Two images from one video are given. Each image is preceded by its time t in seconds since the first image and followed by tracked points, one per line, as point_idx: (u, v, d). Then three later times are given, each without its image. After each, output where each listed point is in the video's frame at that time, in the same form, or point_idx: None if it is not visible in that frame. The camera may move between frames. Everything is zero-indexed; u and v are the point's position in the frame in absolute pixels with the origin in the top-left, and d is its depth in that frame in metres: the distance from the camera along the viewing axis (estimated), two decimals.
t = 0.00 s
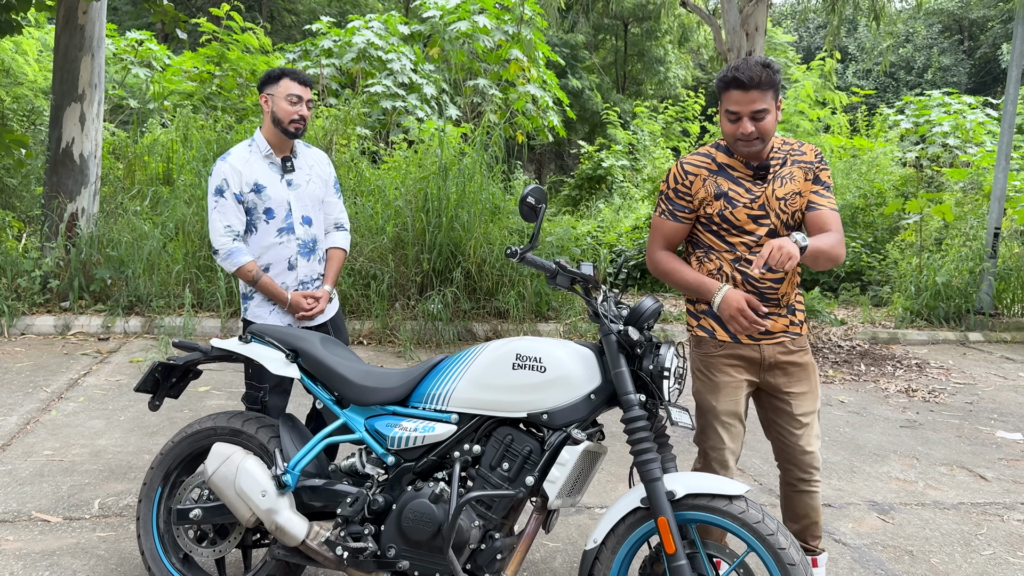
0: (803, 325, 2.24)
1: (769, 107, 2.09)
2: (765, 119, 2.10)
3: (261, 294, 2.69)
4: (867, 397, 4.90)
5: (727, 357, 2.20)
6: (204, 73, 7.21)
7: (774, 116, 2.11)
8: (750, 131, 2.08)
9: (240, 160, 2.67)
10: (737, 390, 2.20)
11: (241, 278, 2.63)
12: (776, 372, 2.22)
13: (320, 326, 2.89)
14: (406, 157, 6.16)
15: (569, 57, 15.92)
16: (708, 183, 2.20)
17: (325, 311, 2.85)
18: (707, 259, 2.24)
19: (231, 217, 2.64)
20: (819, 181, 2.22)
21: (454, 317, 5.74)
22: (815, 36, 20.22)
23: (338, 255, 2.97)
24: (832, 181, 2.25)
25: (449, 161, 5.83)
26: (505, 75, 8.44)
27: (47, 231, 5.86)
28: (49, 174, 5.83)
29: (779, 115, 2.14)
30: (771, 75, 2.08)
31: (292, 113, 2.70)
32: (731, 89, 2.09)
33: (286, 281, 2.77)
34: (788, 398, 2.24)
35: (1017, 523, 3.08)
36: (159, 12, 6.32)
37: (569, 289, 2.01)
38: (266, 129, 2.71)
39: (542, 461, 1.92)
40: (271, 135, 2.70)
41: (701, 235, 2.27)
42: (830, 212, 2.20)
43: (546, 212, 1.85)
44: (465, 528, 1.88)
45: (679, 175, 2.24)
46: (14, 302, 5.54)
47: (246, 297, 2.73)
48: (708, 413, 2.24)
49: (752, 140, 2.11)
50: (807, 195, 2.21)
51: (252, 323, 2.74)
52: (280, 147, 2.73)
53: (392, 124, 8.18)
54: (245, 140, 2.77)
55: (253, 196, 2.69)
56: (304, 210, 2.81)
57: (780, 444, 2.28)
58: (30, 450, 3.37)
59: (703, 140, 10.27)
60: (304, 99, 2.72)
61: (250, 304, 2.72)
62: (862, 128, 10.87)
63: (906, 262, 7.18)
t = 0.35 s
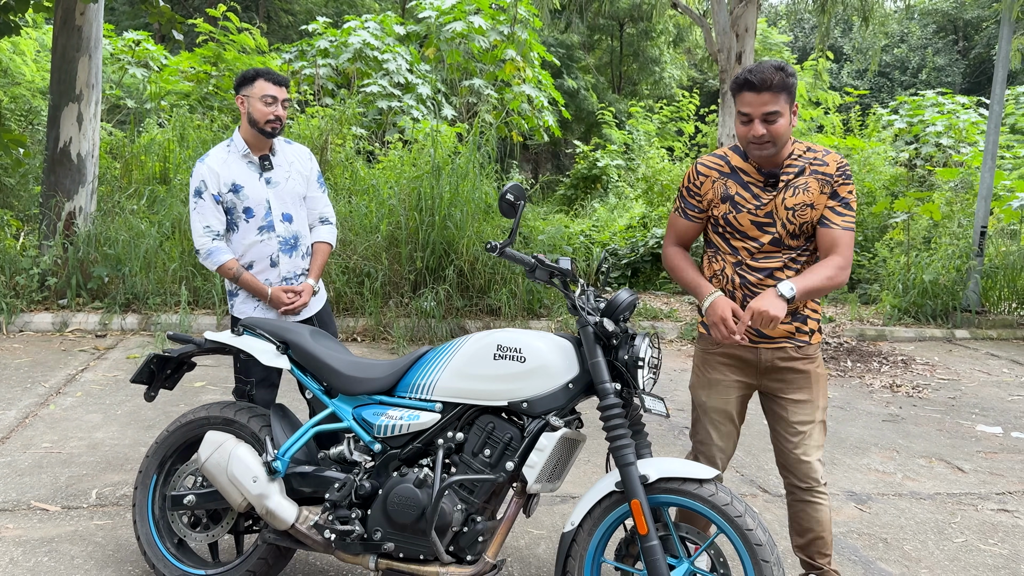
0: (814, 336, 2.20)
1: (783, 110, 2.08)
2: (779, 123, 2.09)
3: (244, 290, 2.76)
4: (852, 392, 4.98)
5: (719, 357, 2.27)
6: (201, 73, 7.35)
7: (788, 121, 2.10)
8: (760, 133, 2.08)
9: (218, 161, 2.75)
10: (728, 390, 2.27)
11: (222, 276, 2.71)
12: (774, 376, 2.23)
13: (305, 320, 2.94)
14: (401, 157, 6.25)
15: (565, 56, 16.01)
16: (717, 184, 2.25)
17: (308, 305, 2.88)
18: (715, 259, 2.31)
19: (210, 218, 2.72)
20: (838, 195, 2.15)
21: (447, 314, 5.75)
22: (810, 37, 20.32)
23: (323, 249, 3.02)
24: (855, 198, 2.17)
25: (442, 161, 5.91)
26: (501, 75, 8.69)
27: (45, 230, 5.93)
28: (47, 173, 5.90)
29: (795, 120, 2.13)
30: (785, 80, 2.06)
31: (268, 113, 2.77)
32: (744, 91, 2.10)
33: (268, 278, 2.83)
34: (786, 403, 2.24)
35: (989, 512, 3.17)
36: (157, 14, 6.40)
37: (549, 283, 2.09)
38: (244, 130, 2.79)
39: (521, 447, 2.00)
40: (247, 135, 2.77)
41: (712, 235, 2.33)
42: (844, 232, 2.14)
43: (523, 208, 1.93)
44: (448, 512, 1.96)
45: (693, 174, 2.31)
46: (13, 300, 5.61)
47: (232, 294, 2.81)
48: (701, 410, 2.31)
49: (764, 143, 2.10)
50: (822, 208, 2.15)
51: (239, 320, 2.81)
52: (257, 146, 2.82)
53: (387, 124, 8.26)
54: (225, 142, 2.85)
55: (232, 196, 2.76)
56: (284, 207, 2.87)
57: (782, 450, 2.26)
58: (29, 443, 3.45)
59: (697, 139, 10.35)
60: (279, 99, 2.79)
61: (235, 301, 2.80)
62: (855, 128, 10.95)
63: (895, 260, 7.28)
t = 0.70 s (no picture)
0: (837, 336, 2.23)
1: (840, 98, 2.11)
2: (835, 110, 2.13)
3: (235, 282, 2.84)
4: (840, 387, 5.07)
5: (736, 347, 2.35)
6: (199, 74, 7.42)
7: (843, 110, 2.13)
8: (813, 116, 2.12)
9: (210, 158, 2.84)
10: (740, 381, 2.34)
11: (212, 269, 2.80)
12: (788, 370, 2.27)
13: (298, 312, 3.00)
14: (397, 156, 6.34)
15: (562, 56, 16.10)
16: (761, 171, 2.29)
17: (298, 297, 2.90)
18: (749, 247, 2.34)
19: (201, 214, 2.82)
20: (882, 198, 2.14)
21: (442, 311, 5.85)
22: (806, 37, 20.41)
23: (316, 243, 3.07)
24: (901, 204, 2.15)
25: (436, 160, 6.00)
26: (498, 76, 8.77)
27: (45, 227, 6.00)
28: (47, 172, 5.98)
29: (850, 113, 2.16)
30: (845, 69, 2.10)
31: (259, 112, 2.84)
32: (804, 74, 2.15)
33: (260, 271, 2.91)
34: (799, 398, 2.27)
35: (966, 502, 3.26)
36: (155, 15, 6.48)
37: (533, 276, 2.19)
38: (236, 129, 2.87)
39: (505, 433, 2.08)
40: (240, 132, 2.85)
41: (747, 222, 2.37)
42: (887, 234, 2.09)
43: (504, 205, 2.02)
44: (434, 495, 2.05)
45: (741, 159, 2.36)
46: (13, 297, 5.69)
47: (227, 287, 2.91)
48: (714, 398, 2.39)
49: (816, 129, 2.13)
50: (864, 209, 2.15)
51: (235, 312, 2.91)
52: (250, 143, 2.89)
53: (384, 124, 8.35)
54: (220, 140, 2.95)
55: (223, 192, 2.85)
56: (275, 202, 2.93)
57: (791, 445, 2.30)
58: (31, 435, 3.54)
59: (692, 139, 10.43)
60: (270, 98, 2.86)
61: (230, 294, 2.90)
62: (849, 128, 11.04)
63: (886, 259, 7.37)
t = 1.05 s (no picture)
0: (836, 335, 2.22)
1: (838, 103, 2.10)
2: (833, 115, 2.11)
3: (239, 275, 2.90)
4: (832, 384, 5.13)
5: (741, 342, 2.34)
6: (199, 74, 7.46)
7: (842, 115, 2.11)
8: (806, 120, 2.13)
9: (225, 156, 2.93)
10: (746, 375, 2.33)
11: (218, 261, 2.87)
12: (789, 366, 2.27)
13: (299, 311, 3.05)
14: (395, 155, 6.40)
15: (561, 56, 16.18)
16: (769, 168, 2.28)
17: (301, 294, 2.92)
18: (753, 243, 2.34)
19: (211, 208, 2.91)
20: (887, 201, 2.14)
21: (439, 309, 5.99)
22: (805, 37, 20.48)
23: (324, 243, 3.09)
24: (905, 208, 2.15)
25: (434, 160, 6.07)
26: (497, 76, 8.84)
27: (47, 226, 6.07)
28: (49, 171, 6.06)
29: (851, 117, 2.14)
30: (843, 75, 2.08)
31: (273, 115, 2.91)
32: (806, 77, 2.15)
33: (264, 267, 2.98)
34: (795, 395, 2.28)
35: (950, 494, 3.32)
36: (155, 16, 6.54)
37: (522, 272, 2.26)
38: (252, 129, 2.95)
39: (495, 424, 2.15)
40: (254, 133, 2.93)
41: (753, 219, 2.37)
42: (890, 237, 2.11)
43: (492, 204, 2.09)
44: (426, 483, 2.12)
45: (751, 155, 2.35)
46: (16, 295, 5.76)
47: (234, 282, 2.97)
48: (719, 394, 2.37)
49: (811, 132, 2.14)
50: (868, 211, 2.15)
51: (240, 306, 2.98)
52: (264, 143, 2.96)
53: (383, 124, 8.43)
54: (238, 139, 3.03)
55: (234, 188, 2.93)
56: (284, 202, 3.00)
57: (785, 441, 2.31)
58: (34, 429, 3.61)
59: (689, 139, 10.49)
60: (285, 102, 2.93)
61: (236, 287, 2.97)
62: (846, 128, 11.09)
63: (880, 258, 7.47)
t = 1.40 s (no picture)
0: (831, 334, 2.25)
1: (832, 96, 2.18)
2: (827, 109, 2.19)
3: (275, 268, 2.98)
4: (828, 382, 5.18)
5: (743, 345, 2.33)
6: (201, 74, 7.51)
7: (835, 108, 2.19)
8: (809, 115, 2.18)
9: (262, 154, 3.01)
10: (750, 380, 2.31)
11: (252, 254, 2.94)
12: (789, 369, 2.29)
13: (319, 311, 3.11)
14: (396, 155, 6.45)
15: (561, 57, 16.26)
16: (756, 171, 2.34)
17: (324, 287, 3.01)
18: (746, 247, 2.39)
19: (246, 204, 2.97)
20: (873, 194, 2.18)
21: (440, 308, 6.07)
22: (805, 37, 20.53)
23: (347, 244, 3.13)
24: (891, 200, 2.19)
25: (434, 160, 6.12)
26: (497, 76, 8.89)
27: (51, 226, 6.13)
28: (54, 172, 6.12)
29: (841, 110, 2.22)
30: (833, 69, 2.16)
31: (310, 117, 2.99)
32: (794, 78, 2.21)
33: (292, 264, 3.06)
34: (792, 396, 2.32)
35: (942, 490, 3.38)
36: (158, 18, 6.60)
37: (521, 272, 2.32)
38: (289, 130, 3.03)
39: (493, 419, 2.21)
40: (293, 133, 3.01)
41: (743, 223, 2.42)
42: (878, 229, 2.13)
43: (491, 203, 2.15)
44: (426, 476, 2.18)
45: (737, 160, 2.41)
46: (21, 293, 5.83)
47: (263, 275, 3.03)
48: (722, 399, 2.35)
49: (812, 127, 2.19)
50: (856, 205, 2.19)
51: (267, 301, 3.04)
52: (301, 144, 3.04)
53: (384, 124, 8.50)
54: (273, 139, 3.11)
55: (270, 185, 3.01)
56: (315, 202, 3.09)
57: (779, 439, 2.37)
58: (42, 425, 3.67)
59: (688, 139, 10.55)
60: (323, 105, 3.01)
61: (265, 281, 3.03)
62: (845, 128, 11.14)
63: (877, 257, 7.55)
